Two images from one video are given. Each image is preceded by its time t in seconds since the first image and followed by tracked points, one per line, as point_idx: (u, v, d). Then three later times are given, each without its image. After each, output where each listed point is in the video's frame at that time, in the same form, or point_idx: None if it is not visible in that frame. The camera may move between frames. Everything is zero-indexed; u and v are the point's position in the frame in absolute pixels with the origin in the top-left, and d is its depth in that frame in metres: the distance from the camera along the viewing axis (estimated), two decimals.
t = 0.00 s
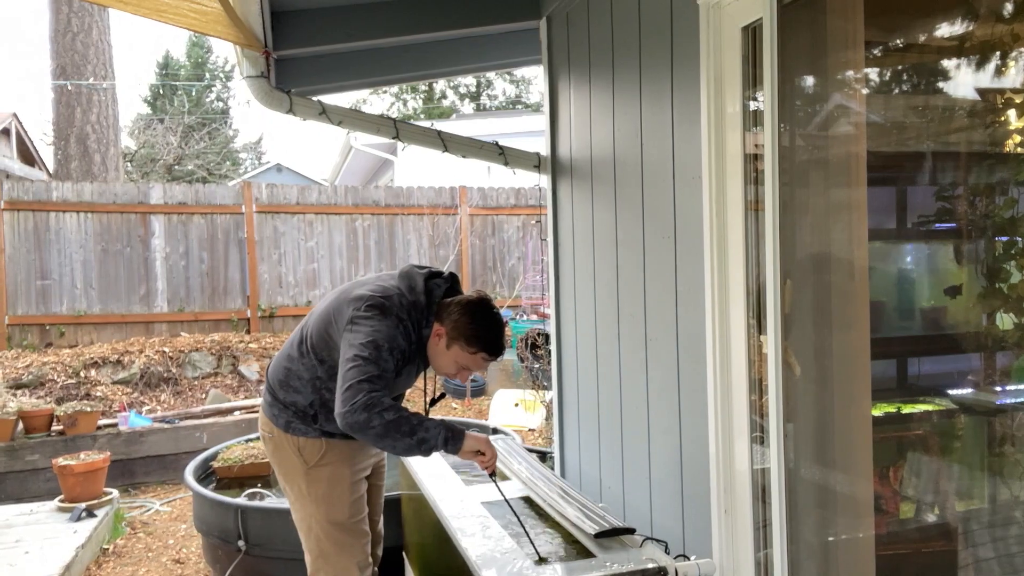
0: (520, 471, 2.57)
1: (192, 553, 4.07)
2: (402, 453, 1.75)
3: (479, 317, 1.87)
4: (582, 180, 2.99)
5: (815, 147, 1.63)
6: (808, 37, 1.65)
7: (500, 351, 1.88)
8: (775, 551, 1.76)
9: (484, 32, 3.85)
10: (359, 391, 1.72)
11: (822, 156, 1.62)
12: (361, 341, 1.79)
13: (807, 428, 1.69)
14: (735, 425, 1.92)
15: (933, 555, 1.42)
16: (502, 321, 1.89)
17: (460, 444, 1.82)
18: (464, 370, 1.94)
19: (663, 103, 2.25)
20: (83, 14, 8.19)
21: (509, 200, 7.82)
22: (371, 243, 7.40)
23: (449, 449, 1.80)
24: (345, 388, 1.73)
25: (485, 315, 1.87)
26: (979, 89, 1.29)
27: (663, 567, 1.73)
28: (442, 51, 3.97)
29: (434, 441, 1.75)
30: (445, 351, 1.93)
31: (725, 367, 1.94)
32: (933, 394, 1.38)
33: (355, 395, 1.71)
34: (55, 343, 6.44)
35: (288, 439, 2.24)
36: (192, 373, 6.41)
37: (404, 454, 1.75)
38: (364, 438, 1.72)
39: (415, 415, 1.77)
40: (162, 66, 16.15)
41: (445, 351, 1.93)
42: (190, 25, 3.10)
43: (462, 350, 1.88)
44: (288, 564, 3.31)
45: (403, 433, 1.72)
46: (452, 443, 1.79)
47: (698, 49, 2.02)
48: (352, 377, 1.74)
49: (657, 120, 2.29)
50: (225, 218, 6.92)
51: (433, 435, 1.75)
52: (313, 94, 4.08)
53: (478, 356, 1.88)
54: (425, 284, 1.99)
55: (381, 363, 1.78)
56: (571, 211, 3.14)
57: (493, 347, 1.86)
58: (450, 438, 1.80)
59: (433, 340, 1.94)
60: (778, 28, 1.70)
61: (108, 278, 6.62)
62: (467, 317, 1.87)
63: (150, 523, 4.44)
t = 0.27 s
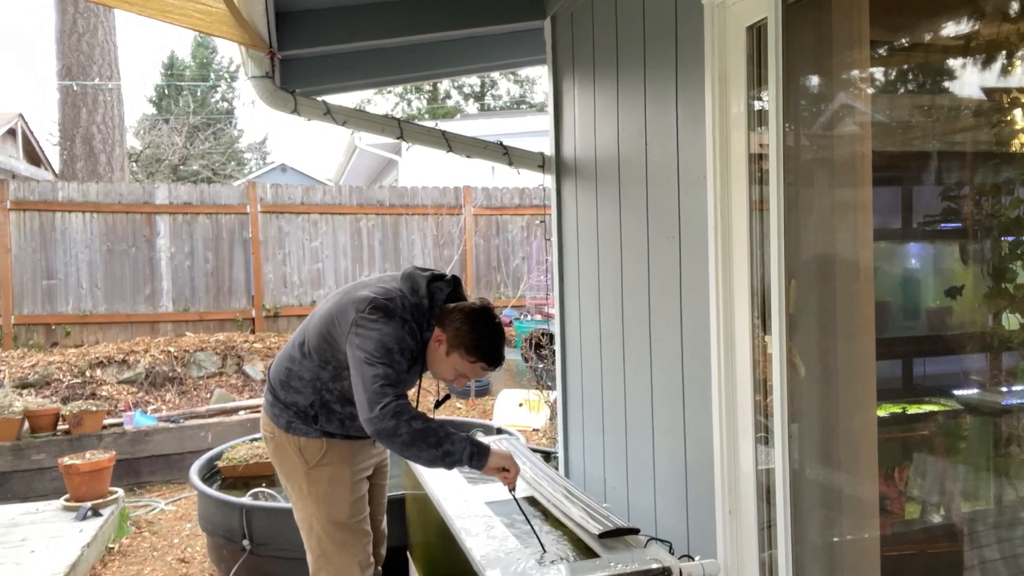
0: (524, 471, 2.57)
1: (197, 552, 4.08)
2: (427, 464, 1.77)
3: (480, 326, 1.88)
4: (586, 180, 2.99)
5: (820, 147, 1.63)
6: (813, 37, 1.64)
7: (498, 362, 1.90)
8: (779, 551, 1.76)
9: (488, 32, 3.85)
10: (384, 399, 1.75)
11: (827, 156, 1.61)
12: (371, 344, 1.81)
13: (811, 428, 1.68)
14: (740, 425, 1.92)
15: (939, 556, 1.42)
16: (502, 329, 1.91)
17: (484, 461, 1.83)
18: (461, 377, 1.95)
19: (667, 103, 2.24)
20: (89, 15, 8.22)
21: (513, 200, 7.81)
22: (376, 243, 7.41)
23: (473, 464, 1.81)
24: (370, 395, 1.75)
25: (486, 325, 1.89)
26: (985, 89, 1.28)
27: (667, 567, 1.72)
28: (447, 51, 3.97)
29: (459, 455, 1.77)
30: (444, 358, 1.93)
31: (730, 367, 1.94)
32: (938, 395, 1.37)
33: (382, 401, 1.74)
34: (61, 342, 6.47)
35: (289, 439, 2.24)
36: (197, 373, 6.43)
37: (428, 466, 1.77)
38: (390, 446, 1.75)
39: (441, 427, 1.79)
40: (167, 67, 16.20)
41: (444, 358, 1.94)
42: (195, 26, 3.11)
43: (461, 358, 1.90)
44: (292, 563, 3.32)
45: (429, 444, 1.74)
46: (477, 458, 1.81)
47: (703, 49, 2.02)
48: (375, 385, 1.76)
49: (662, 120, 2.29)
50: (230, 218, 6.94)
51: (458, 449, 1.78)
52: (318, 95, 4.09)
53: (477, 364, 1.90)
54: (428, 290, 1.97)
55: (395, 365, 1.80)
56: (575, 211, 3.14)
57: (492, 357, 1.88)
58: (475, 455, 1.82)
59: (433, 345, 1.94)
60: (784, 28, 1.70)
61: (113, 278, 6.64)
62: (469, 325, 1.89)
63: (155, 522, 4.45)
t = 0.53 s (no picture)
0: (533, 471, 2.57)
1: (208, 551, 4.10)
2: (449, 486, 1.80)
3: (492, 331, 1.89)
4: (596, 180, 2.98)
5: (831, 146, 1.62)
6: (825, 36, 1.63)
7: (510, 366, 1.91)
8: (790, 553, 1.75)
9: (498, 31, 3.85)
10: (415, 411, 1.78)
11: (838, 155, 1.60)
12: (391, 352, 1.84)
13: (823, 429, 1.67)
14: (751, 426, 1.91)
15: (951, 558, 1.40)
16: (512, 333, 1.91)
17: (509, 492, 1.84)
18: (473, 381, 1.96)
19: (678, 102, 2.23)
20: (101, 16, 8.28)
21: (523, 200, 7.81)
22: (386, 243, 7.42)
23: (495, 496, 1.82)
24: (397, 406, 1.78)
25: (498, 329, 1.90)
26: (999, 86, 1.26)
27: (678, 569, 1.71)
28: (456, 51, 3.97)
29: (481, 483, 1.79)
30: (455, 362, 1.95)
31: (741, 368, 1.92)
32: (951, 396, 1.36)
33: (413, 412, 1.78)
34: (74, 342, 6.53)
35: (298, 439, 2.25)
36: (208, 372, 6.47)
37: (450, 487, 1.80)
38: (418, 461, 1.79)
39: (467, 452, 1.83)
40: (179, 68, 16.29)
41: (455, 362, 1.95)
42: (207, 28, 3.12)
43: (473, 362, 1.92)
44: (302, 562, 3.33)
45: (454, 465, 1.78)
46: (500, 490, 1.82)
47: (714, 48, 2.00)
48: (401, 395, 1.79)
49: (672, 120, 2.27)
50: (241, 218, 6.97)
51: (481, 477, 1.79)
52: (328, 95, 4.10)
53: (487, 369, 1.91)
54: (440, 289, 2.00)
55: (415, 372, 1.84)
56: (585, 211, 3.13)
57: (503, 361, 1.89)
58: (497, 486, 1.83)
59: (445, 349, 1.96)
60: (795, 29, 1.69)
61: (126, 278, 6.69)
62: (480, 330, 1.90)
63: (167, 521, 4.47)
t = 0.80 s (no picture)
0: (546, 471, 2.56)
1: (223, 549, 4.12)
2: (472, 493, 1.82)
3: (509, 335, 1.89)
4: (609, 179, 2.97)
5: (847, 145, 1.60)
6: (840, 33, 1.62)
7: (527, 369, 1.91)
8: (806, 556, 1.73)
9: (510, 31, 3.84)
10: (439, 418, 1.80)
11: (854, 154, 1.59)
12: (411, 357, 1.84)
13: (839, 431, 1.65)
14: (765, 427, 1.89)
15: (969, 562, 1.38)
16: (530, 337, 1.91)
17: (529, 504, 1.85)
18: (490, 383, 1.96)
19: (692, 101, 2.22)
20: (117, 19, 8.36)
21: (535, 200, 7.80)
22: (399, 244, 7.44)
23: (516, 507, 1.83)
24: (420, 413, 1.80)
25: (515, 334, 1.89)
26: (1016, 85, 1.25)
27: (692, 571, 1.70)
28: (469, 51, 3.98)
29: (503, 493, 1.81)
30: (472, 365, 1.95)
31: (756, 368, 1.91)
32: (969, 398, 1.34)
33: (437, 419, 1.79)
34: (91, 342, 6.57)
35: (313, 439, 2.26)
36: (223, 372, 6.50)
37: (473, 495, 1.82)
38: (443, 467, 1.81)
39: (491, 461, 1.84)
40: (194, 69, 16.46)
41: (472, 366, 1.95)
42: (222, 29, 3.13)
43: (490, 366, 1.91)
44: (316, 561, 3.34)
45: (477, 474, 1.80)
46: (520, 502, 1.83)
47: (728, 47, 1.99)
48: (425, 401, 1.80)
49: (686, 119, 2.26)
50: (255, 218, 7.01)
51: (503, 486, 1.81)
52: (342, 96, 4.12)
53: (505, 373, 1.91)
54: (456, 291, 2.00)
55: (436, 377, 1.84)
56: (598, 211, 3.12)
57: (521, 365, 1.88)
58: (517, 498, 1.84)
59: (462, 353, 1.95)
60: (809, 26, 1.68)
61: (142, 278, 6.74)
62: (498, 334, 1.90)
63: (182, 519, 4.51)
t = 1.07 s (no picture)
0: (548, 471, 2.56)
1: (225, 549, 4.13)
2: (483, 493, 1.82)
3: (516, 338, 1.89)
4: (612, 179, 2.97)
5: (849, 145, 1.60)
6: (842, 33, 1.61)
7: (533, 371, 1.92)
8: (808, 556, 1.72)
9: (512, 31, 3.85)
10: (452, 418, 1.80)
11: (856, 154, 1.58)
12: (422, 358, 1.85)
13: (841, 431, 1.65)
14: (767, 427, 1.89)
15: (972, 562, 1.38)
16: (536, 339, 1.92)
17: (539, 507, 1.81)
18: (494, 384, 1.97)
19: (693, 101, 2.22)
20: (120, 19, 8.37)
21: (537, 200, 7.80)
22: (401, 244, 7.44)
23: (527, 508, 1.81)
24: (432, 414, 1.80)
25: (522, 337, 1.90)
26: (1019, 85, 1.24)
27: (694, 570, 1.70)
28: (471, 51, 3.98)
29: (514, 495, 1.79)
30: (478, 367, 1.95)
31: (759, 368, 1.91)
32: (971, 398, 1.34)
33: (449, 420, 1.80)
34: (93, 341, 6.58)
35: (317, 438, 2.26)
36: (225, 371, 6.50)
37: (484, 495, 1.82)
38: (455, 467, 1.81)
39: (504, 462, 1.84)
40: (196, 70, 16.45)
41: (478, 367, 1.95)
42: (224, 29, 3.14)
43: (497, 368, 1.92)
44: (318, 561, 3.34)
45: (489, 475, 1.80)
46: (531, 503, 1.81)
47: (730, 47, 1.99)
48: (437, 401, 1.81)
49: (689, 119, 2.26)
50: (257, 218, 7.02)
51: (515, 487, 1.80)
52: (344, 97, 4.12)
53: (511, 376, 1.92)
54: (463, 291, 2.01)
55: (446, 378, 1.85)
56: (600, 211, 3.12)
57: (527, 368, 1.89)
58: (529, 500, 1.82)
59: (468, 355, 1.95)
60: (812, 26, 1.67)
61: (144, 278, 6.75)
62: (505, 337, 1.90)
63: (185, 518, 4.51)
